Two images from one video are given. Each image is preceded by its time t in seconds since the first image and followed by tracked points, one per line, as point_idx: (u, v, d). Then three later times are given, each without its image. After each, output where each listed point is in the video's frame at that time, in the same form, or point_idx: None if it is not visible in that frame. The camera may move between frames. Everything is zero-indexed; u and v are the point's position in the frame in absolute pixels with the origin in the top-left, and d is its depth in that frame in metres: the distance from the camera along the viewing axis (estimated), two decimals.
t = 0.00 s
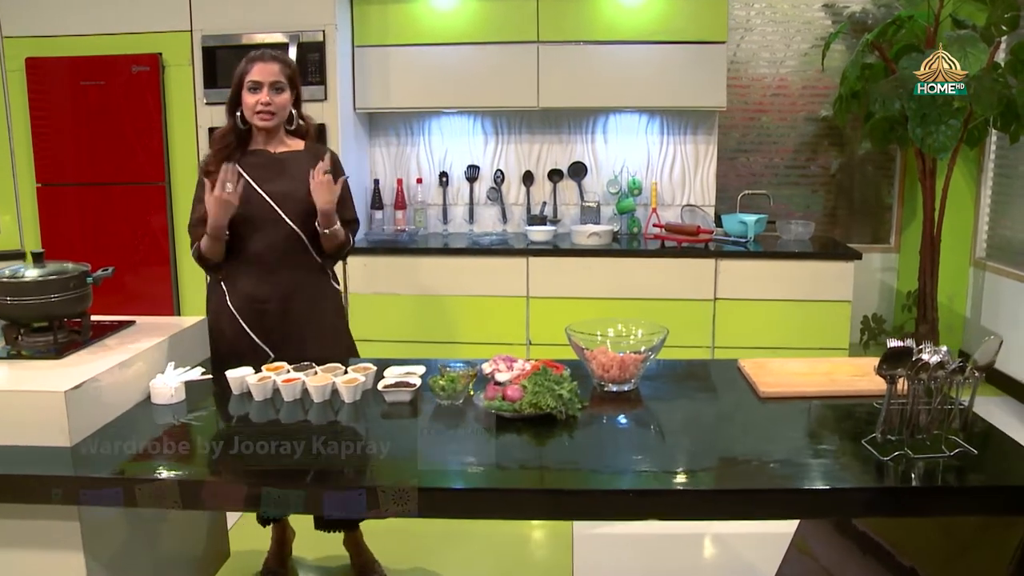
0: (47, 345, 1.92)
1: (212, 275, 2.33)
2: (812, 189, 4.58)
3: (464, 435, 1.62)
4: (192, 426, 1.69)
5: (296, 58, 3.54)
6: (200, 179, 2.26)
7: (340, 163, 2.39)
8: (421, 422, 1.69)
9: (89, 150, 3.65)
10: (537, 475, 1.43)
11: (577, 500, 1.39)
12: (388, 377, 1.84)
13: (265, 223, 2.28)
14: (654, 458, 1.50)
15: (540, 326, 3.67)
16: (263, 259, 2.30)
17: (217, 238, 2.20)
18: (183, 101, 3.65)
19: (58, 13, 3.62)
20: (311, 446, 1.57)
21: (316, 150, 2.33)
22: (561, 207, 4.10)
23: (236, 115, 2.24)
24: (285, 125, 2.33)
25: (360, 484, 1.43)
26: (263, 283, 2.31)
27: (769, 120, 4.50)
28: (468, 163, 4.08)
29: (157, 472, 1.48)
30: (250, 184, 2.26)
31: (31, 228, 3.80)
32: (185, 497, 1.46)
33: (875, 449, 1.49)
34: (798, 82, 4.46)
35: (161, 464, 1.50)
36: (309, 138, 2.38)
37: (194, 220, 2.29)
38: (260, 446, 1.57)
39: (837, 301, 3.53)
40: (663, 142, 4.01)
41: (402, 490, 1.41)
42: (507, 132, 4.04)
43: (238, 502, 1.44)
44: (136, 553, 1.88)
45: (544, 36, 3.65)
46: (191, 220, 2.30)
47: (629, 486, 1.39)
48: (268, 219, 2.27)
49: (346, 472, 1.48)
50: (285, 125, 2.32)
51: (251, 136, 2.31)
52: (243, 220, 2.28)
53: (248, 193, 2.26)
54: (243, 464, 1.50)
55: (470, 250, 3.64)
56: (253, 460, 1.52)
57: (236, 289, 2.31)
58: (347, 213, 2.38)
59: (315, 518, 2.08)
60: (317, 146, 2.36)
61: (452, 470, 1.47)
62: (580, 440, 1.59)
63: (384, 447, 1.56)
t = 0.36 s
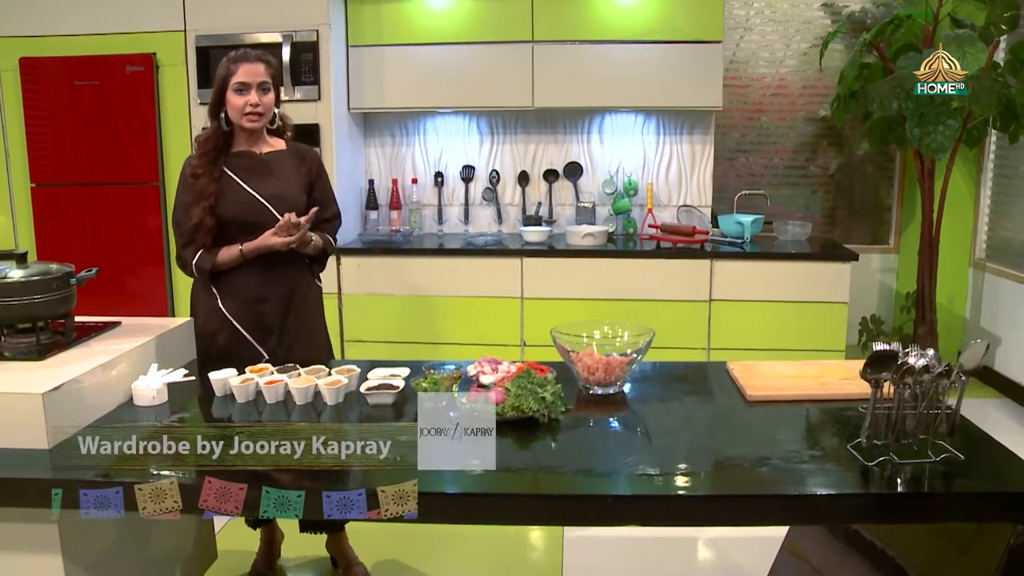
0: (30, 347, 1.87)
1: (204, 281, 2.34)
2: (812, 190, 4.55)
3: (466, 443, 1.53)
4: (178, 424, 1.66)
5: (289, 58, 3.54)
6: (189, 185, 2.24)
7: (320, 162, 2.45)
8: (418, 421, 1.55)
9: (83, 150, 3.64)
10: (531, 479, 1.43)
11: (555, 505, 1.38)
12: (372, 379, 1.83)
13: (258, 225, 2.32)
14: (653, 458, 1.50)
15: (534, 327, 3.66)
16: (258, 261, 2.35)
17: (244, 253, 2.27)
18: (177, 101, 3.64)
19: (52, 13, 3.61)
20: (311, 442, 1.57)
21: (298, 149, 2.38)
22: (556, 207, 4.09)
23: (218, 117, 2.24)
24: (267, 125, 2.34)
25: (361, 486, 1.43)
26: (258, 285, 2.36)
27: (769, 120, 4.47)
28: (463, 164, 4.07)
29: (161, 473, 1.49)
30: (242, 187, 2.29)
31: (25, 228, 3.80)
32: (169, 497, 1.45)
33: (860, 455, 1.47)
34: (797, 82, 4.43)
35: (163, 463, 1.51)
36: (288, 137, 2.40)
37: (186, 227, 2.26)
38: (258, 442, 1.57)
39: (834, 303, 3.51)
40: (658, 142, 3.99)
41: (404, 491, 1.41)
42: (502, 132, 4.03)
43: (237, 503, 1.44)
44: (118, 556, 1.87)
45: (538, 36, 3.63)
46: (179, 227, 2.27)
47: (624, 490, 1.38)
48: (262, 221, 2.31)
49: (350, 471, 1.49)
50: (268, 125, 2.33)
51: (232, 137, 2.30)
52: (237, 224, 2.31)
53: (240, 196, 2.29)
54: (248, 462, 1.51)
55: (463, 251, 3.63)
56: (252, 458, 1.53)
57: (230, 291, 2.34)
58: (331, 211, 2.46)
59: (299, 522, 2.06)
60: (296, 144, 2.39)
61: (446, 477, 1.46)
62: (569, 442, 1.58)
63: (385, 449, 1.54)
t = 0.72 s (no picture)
0: (13, 348, 1.85)
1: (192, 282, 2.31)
2: (812, 190, 4.52)
3: (468, 444, 1.45)
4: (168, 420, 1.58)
5: (283, 58, 3.53)
6: (175, 186, 2.21)
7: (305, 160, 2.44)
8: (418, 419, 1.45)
9: (78, 150, 3.64)
10: (526, 481, 1.43)
11: (535, 510, 1.36)
12: (355, 381, 1.81)
13: (246, 226, 2.30)
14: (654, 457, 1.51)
15: (530, 328, 3.64)
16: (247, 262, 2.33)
17: (238, 252, 2.26)
18: (172, 101, 3.63)
19: (47, 14, 3.61)
20: (311, 442, 1.50)
21: (285, 149, 2.36)
22: (552, 208, 4.08)
23: (204, 118, 2.22)
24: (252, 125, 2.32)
25: (361, 486, 1.43)
26: (247, 285, 2.34)
27: (769, 120, 4.44)
28: (459, 164, 4.06)
29: (163, 472, 1.50)
30: (229, 188, 2.26)
31: (21, 229, 3.80)
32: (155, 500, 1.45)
33: (844, 461, 1.44)
34: (798, 82, 4.40)
35: (164, 461, 1.51)
36: (274, 137, 2.38)
37: (173, 229, 2.23)
38: (255, 443, 1.50)
39: (831, 304, 3.48)
40: (655, 142, 3.97)
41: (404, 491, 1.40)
42: (498, 132, 4.02)
43: (237, 504, 1.44)
44: (102, 559, 1.85)
45: (533, 36, 3.62)
46: (167, 228, 2.24)
47: (620, 496, 1.36)
48: (249, 221, 2.30)
49: (348, 471, 1.49)
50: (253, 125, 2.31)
51: (219, 137, 2.28)
52: (224, 224, 2.29)
53: (228, 196, 2.26)
54: (248, 462, 1.50)
55: (458, 251, 3.61)
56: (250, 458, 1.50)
57: (220, 292, 2.32)
58: (316, 210, 2.45)
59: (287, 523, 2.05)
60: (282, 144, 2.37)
61: (442, 480, 1.46)
62: (557, 446, 1.57)
63: (385, 449, 1.47)
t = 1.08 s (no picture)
0: None
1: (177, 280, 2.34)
2: (816, 191, 4.48)
3: (467, 444, 1.46)
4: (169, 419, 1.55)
5: (281, 58, 3.52)
6: (157, 185, 2.25)
7: (293, 160, 2.42)
8: (419, 418, 1.46)
9: (76, 150, 3.65)
10: (524, 488, 1.39)
11: (516, 515, 1.34)
12: (341, 383, 1.80)
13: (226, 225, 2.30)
14: (659, 459, 1.49)
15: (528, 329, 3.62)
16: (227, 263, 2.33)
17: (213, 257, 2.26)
18: (170, 100, 3.63)
19: (46, 14, 3.62)
20: (311, 442, 1.48)
21: (271, 149, 2.36)
22: (551, 208, 4.06)
23: (188, 118, 2.23)
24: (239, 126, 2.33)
25: (360, 486, 1.42)
26: (228, 284, 2.34)
27: (773, 120, 4.41)
28: (458, 164, 4.05)
29: (161, 472, 1.49)
30: (209, 188, 2.28)
31: (20, 228, 3.81)
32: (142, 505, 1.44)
33: (831, 467, 1.42)
34: (802, 82, 4.37)
35: (164, 461, 1.49)
36: (262, 137, 2.38)
37: (154, 228, 2.27)
38: (254, 442, 1.49)
39: (831, 306, 3.45)
40: (655, 142, 3.95)
41: (404, 491, 1.39)
42: (498, 132, 4.00)
43: (237, 504, 1.43)
44: (88, 560, 1.85)
45: (532, 36, 3.60)
46: (150, 227, 2.28)
47: (618, 501, 1.34)
48: (229, 221, 2.30)
49: (348, 472, 1.48)
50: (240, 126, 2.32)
51: (204, 138, 2.29)
52: (204, 224, 2.30)
53: (207, 196, 2.27)
54: (248, 462, 1.49)
55: (455, 251, 3.60)
56: (247, 460, 1.49)
57: (201, 292, 2.33)
58: (303, 210, 2.43)
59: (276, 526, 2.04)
60: (271, 145, 2.37)
61: (439, 483, 1.44)
62: (533, 452, 1.54)
63: (385, 449, 1.47)
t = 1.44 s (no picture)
0: None
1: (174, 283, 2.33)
2: (823, 192, 4.44)
3: (468, 444, 1.45)
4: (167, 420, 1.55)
5: (283, 57, 3.52)
6: (150, 189, 2.24)
7: (286, 159, 2.42)
8: (419, 418, 1.45)
9: (80, 150, 3.66)
10: (527, 491, 1.38)
11: (504, 519, 1.33)
12: (332, 383, 1.79)
13: (221, 227, 2.31)
14: (670, 463, 1.47)
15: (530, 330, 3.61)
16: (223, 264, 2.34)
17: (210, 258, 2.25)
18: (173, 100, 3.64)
19: (51, 14, 3.64)
20: (311, 442, 1.48)
21: (262, 148, 2.36)
22: (555, 208, 4.05)
23: (176, 120, 2.24)
24: (229, 124, 2.32)
25: (361, 486, 1.41)
26: (226, 284, 2.34)
27: (781, 120, 4.37)
28: (462, 164, 4.04)
29: (160, 472, 1.48)
30: (202, 190, 2.28)
31: (25, 227, 3.83)
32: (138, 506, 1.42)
33: (819, 471, 1.39)
34: (810, 81, 4.33)
35: (164, 461, 1.49)
36: (253, 136, 2.38)
37: (149, 232, 2.25)
38: (253, 442, 1.48)
39: (837, 308, 3.42)
40: (659, 142, 3.93)
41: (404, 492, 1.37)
42: (501, 132, 3.99)
43: (237, 504, 1.41)
44: (80, 560, 1.85)
45: (535, 35, 3.59)
46: (144, 231, 2.26)
47: (623, 507, 1.31)
48: (225, 222, 2.30)
49: (348, 472, 1.48)
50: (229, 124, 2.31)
51: (192, 140, 2.30)
52: (200, 226, 2.30)
53: (201, 198, 2.28)
54: (248, 463, 1.48)
55: (457, 251, 3.59)
56: (247, 460, 1.48)
57: (200, 294, 2.33)
58: (297, 207, 2.42)
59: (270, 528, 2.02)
60: (262, 143, 2.37)
61: (441, 484, 1.43)
62: (522, 454, 1.52)
63: (385, 449, 1.46)
